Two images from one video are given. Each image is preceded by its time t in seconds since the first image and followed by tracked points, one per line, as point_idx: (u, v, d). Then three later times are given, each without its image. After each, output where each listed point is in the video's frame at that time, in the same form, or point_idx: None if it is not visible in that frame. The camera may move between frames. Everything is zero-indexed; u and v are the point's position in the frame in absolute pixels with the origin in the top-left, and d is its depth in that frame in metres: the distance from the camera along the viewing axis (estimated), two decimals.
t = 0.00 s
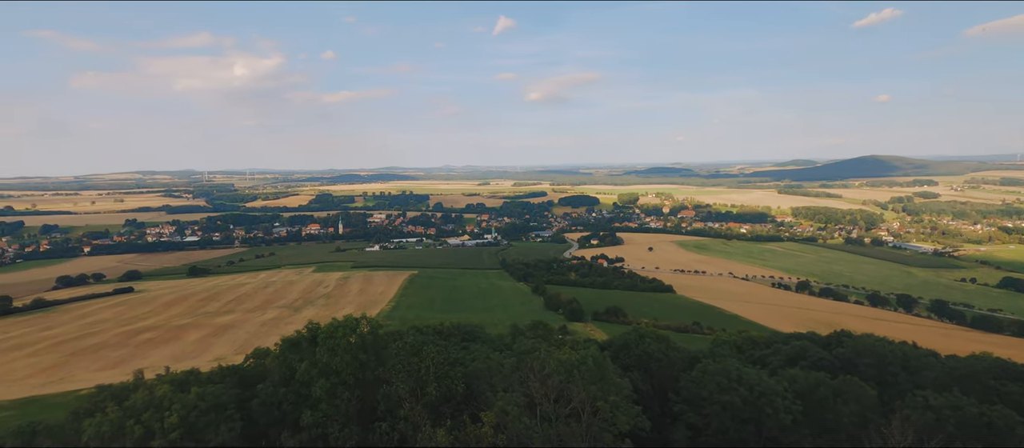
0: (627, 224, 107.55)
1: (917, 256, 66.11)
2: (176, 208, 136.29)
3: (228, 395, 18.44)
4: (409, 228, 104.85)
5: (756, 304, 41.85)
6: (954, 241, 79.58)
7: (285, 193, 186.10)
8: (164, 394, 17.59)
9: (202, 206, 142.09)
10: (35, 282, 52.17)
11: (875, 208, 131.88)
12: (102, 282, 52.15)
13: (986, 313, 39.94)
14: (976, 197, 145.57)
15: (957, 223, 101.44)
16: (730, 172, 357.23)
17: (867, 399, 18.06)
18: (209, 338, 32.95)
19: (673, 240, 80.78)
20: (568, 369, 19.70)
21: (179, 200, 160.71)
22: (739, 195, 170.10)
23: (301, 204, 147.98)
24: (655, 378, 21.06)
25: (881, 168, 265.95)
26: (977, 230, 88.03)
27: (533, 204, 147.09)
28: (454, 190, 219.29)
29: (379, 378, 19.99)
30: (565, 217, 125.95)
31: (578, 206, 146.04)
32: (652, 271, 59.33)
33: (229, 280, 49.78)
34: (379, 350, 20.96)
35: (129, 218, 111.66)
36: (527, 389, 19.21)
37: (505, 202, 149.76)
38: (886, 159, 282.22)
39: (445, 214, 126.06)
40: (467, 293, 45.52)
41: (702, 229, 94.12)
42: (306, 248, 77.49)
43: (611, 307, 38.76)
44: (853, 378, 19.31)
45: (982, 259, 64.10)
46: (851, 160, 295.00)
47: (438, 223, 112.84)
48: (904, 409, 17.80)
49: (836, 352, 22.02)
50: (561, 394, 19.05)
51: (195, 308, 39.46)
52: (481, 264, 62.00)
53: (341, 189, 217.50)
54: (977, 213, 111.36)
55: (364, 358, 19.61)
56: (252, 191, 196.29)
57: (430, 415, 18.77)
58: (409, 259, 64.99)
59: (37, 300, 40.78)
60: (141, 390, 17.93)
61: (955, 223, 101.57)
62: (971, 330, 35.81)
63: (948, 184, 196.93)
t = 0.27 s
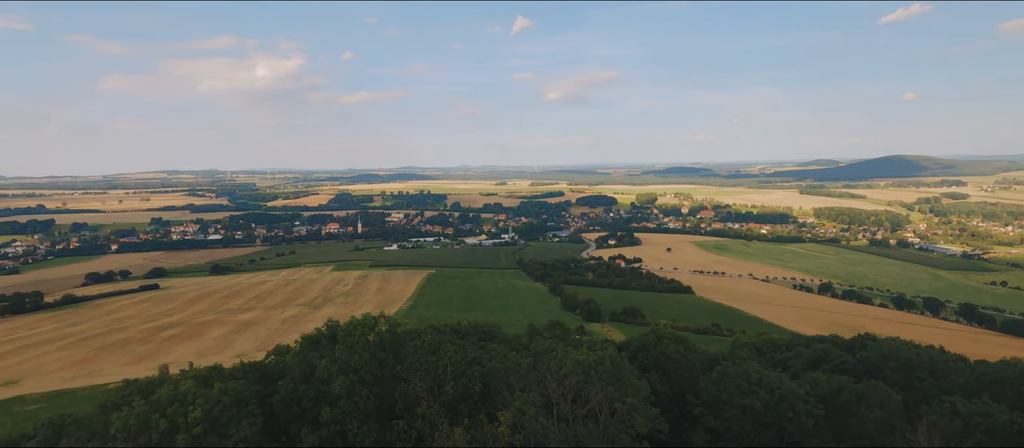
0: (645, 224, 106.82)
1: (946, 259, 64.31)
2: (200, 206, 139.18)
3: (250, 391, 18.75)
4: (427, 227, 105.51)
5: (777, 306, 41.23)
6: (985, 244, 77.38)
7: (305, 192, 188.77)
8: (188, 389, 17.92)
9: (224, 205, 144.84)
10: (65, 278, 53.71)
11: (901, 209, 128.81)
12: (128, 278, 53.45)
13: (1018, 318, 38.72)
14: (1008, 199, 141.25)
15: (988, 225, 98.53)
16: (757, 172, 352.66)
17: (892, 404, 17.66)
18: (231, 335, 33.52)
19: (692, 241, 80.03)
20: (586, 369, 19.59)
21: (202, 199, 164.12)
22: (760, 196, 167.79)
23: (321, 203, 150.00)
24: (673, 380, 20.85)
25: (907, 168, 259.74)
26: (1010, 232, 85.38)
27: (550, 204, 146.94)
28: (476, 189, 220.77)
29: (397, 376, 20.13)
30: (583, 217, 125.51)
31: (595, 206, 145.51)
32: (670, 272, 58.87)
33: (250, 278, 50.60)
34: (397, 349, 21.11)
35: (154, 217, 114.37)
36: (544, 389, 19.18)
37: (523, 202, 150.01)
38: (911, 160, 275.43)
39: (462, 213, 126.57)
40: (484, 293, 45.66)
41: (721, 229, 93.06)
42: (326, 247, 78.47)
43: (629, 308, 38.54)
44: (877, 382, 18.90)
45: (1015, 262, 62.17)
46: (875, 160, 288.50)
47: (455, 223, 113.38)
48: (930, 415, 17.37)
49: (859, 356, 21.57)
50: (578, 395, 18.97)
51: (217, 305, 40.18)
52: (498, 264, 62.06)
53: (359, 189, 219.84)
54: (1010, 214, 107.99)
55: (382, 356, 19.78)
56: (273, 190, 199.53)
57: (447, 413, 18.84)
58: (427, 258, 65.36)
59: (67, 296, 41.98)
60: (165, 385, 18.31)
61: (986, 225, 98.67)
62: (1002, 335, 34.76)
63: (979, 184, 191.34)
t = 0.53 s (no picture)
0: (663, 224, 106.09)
1: (976, 261, 62.53)
2: (223, 205, 142.11)
3: (270, 387, 19.03)
4: (444, 227, 106.03)
5: (798, 308, 40.57)
6: (1017, 246, 75.08)
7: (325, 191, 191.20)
8: (210, 385, 18.23)
9: (246, 204, 147.56)
10: (94, 275, 55.22)
11: (928, 210, 125.63)
12: (154, 275, 54.73)
13: None
14: None
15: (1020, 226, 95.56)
16: (777, 172, 347.46)
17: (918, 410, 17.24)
18: (252, 332, 34.08)
19: (711, 242, 79.18)
20: (603, 369, 19.46)
21: (225, 198, 167.38)
22: (781, 196, 165.29)
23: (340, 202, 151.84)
24: (692, 382, 20.61)
25: (934, 168, 253.34)
26: None
27: (567, 204, 146.63)
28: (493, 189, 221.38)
29: (415, 374, 20.25)
30: (600, 217, 125.07)
31: (612, 206, 144.79)
32: (689, 273, 58.34)
33: (271, 276, 51.42)
34: (415, 347, 21.24)
35: (179, 215, 116.90)
36: (561, 390, 19.14)
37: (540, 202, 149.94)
38: (938, 159, 268.51)
39: (479, 213, 126.99)
40: (501, 292, 45.76)
41: (741, 230, 91.88)
42: (345, 246, 79.35)
43: (647, 309, 38.28)
44: (903, 387, 18.45)
45: None
46: (900, 160, 281.95)
47: (473, 222, 113.81)
48: (959, 421, 16.93)
49: (884, 360, 21.09)
50: (596, 396, 18.87)
51: (239, 302, 40.91)
52: (516, 263, 62.12)
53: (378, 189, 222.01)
54: None
55: (400, 354, 19.92)
56: (294, 190, 202.60)
57: (465, 412, 18.90)
58: (445, 258, 65.71)
59: (95, 292, 43.13)
60: (189, 380, 18.65)
61: (1018, 226, 95.70)
62: None
63: (1010, 185, 185.70)
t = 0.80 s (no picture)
0: (682, 225, 105.16)
1: (1006, 264, 60.77)
2: (245, 204, 144.69)
3: (290, 384, 19.30)
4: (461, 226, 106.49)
5: (820, 311, 39.91)
6: None
7: (343, 191, 193.37)
8: (232, 381, 18.53)
9: (267, 203, 149.93)
10: (120, 272, 56.59)
11: (957, 211, 122.26)
12: (178, 273, 55.88)
13: None
14: None
15: None
16: (799, 172, 342.18)
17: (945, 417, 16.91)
18: (273, 329, 34.60)
19: (731, 243, 78.27)
20: (620, 370, 19.29)
21: (246, 197, 170.31)
22: (803, 197, 162.56)
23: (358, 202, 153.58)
24: (710, 383, 20.37)
25: (962, 168, 246.68)
26: None
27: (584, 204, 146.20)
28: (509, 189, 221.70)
29: (432, 373, 20.34)
30: (618, 217, 124.44)
31: (630, 206, 143.91)
32: (708, 274, 57.80)
33: (291, 274, 52.14)
34: (432, 346, 21.36)
35: (202, 214, 119.36)
36: (577, 390, 19.12)
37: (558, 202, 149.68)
38: (966, 160, 261.21)
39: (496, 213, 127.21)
40: (518, 292, 45.82)
41: (762, 231, 90.63)
42: (363, 245, 80.15)
43: (664, 310, 38.00)
44: (929, 393, 18.02)
45: None
46: (926, 159, 274.88)
47: (490, 222, 114.11)
48: (988, 428, 16.49)
49: (910, 364, 20.59)
50: (613, 396, 18.77)
51: (260, 300, 41.56)
52: (533, 263, 62.08)
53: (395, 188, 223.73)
54: None
55: (418, 353, 20.05)
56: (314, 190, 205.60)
57: (482, 411, 18.94)
58: (462, 257, 65.98)
59: (122, 289, 44.19)
60: (212, 376, 18.98)
61: None
62: None
63: None
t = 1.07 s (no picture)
0: (700, 225, 104.21)
1: None
2: (266, 203, 147.11)
3: (310, 381, 19.54)
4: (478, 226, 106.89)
5: (843, 314, 39.21)
6: None
7: (362, 190, 195.43)
8: (253, 377, 18.81)
9: (287, 202, 152.15)
10: (146, 269, 57.89)
11: (987, 212, 118.76)
12: (201, 270, 56.96)
13: None
14: None
15: None
16: (821, 172, 336.33)
17: (975, 423, 16.59)
18: (292, 327, 35.04)
19: (751, 243, 77.32)
20: (637, 371, 19.15)
21: (267, 197, 173.10)
22: (825, 197, 159.71)
23: (377, 201, 155.10)
24: (730, 386, 20.11)
25: (991, 168, 239.71)
26: None
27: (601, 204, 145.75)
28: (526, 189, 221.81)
29: (449, 372, 20.44)
30: (636, 217, 123.69)
31: (647, 206, 142.98)
32: (727, 275, 57.20)
33: (310, 273, 52.79)
34: (449, 345, 21.44)
35: (224, 213, 121.69)
36: (594, 391, 19.03)
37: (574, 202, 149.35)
38: (996, 159, 253.90)
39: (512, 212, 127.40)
40: (535, 291, 45.83)
41: (783, 232, 89.37)
42: (381, 244, 80.91)
43: (682, 311, 37.68)
44: (957, 398, 17.57)
45: None
46: (953, 159, 267.82)
47: (507, 222, 114.36)
48: (1018, 436, 16.20)
49: (937, 369, 20.10)
50: (630, 397, 18.65)
51: (280, 298, 42.15)
52: (549, 263, 62.00)
53: (412, 188, 225.27)
54: None
55: (435, 352, 20.16)
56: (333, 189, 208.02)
57: (498, 410, 18.97)
58: (479, 256, 66.18)
59: (147, 286, 45.18)
60: (234, 372, 19.30)
61: None
62: None
63: None
